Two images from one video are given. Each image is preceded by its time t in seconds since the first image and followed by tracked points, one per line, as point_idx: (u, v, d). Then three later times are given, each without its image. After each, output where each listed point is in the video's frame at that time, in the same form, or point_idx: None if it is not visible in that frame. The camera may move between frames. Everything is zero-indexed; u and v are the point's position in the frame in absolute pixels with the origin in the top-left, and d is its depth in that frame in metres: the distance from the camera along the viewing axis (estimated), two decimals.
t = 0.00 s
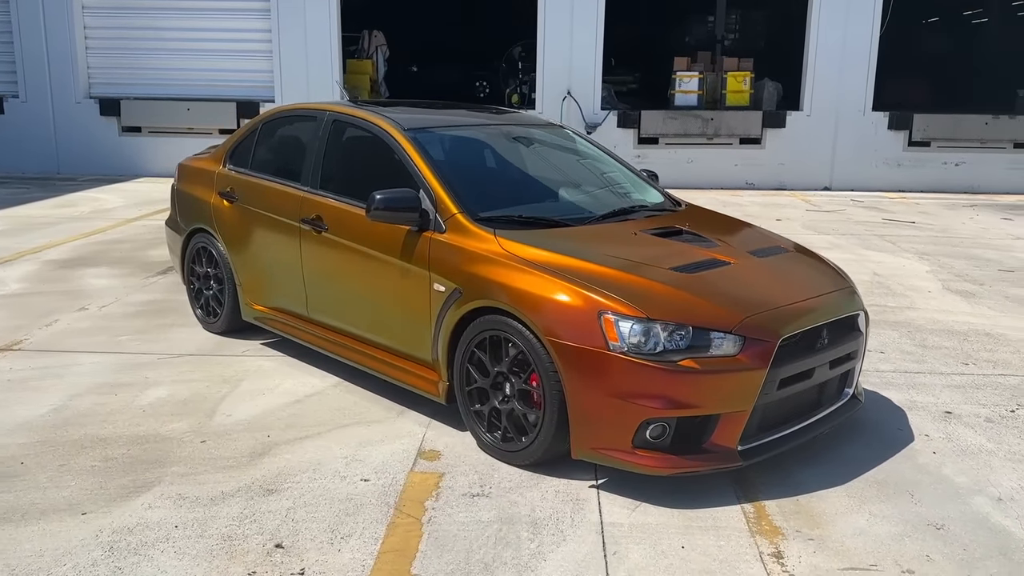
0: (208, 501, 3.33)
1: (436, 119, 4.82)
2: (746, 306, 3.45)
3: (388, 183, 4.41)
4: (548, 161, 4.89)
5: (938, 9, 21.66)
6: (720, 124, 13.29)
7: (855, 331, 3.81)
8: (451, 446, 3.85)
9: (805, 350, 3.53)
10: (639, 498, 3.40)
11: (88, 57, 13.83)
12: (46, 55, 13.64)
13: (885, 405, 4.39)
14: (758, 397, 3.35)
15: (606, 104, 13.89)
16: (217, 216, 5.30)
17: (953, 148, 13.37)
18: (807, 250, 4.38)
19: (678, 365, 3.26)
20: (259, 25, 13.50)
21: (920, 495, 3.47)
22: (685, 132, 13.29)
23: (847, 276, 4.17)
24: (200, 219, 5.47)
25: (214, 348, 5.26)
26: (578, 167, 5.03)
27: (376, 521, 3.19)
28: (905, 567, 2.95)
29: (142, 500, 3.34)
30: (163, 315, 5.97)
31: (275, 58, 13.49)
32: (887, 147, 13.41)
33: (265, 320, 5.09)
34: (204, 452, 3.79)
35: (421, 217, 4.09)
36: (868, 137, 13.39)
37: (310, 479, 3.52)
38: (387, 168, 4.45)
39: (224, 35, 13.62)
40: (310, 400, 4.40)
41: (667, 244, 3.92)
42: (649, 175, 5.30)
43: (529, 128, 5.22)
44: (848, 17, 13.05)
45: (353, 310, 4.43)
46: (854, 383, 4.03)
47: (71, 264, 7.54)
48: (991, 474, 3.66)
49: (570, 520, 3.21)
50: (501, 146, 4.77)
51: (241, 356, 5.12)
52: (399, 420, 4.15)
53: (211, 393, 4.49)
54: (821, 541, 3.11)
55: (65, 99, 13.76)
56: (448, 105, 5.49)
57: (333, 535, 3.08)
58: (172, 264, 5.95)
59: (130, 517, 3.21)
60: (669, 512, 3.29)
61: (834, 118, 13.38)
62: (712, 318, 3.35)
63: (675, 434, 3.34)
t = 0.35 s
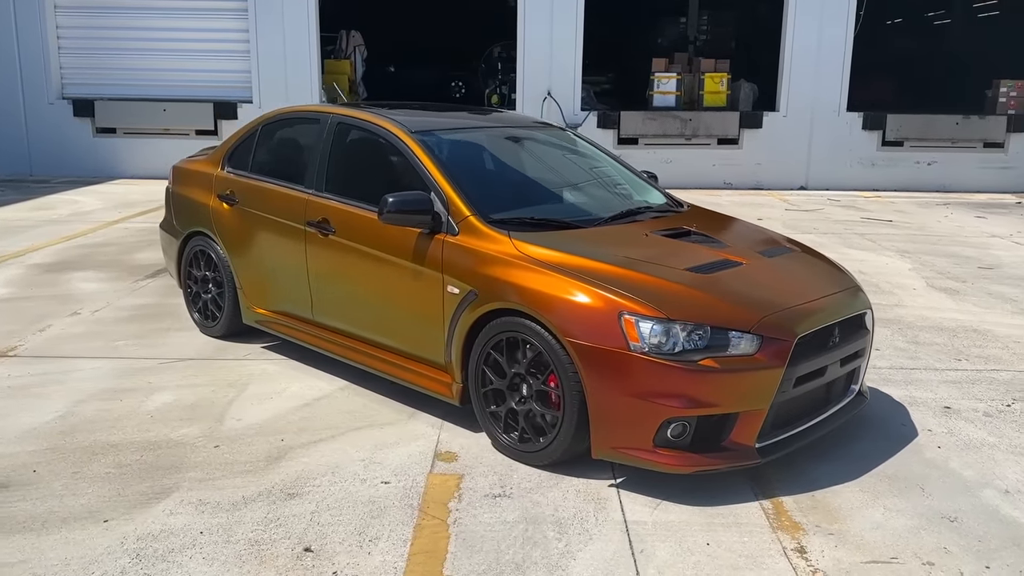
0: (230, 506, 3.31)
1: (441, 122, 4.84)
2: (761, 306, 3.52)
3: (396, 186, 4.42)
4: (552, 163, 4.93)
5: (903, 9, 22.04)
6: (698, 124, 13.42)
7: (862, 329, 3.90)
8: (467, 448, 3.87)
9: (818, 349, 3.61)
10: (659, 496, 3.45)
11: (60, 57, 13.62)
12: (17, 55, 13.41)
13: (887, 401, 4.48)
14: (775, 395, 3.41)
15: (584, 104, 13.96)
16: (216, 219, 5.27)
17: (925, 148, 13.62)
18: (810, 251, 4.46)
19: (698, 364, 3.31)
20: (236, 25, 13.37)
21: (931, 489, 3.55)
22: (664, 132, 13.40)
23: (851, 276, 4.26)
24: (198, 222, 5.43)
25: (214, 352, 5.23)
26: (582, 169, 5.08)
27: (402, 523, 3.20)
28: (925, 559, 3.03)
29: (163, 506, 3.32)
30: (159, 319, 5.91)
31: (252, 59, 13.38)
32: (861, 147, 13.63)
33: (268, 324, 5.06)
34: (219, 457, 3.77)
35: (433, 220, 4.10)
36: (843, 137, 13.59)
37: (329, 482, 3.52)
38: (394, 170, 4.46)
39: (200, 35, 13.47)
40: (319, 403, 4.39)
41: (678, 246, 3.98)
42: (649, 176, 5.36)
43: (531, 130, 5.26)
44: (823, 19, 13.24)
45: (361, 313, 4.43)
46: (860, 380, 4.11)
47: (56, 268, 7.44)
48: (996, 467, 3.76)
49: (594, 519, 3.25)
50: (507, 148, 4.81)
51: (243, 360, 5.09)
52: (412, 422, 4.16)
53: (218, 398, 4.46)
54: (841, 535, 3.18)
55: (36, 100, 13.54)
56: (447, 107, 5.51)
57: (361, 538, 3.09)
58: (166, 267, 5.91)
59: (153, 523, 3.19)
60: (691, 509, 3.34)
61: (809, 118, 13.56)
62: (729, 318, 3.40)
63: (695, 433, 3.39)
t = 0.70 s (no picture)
0: (243, 512, 3.28)
1: (439, 123, 4.83)
2: (769, 304, 3.56)
3: (396, 187, 4.40)
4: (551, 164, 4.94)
5: (867, 12, 22.43)
6: (674, 125, 13.52)
7: (864, 326, 3.96)
8: (475, 450, 3.87)
9: (825, 347, 3.66)
10: (672, 494, 3.47)
11: (27, 56, 13.35)
12: None
13: (883, 398, 4.54)
14: (785, 392, 3.45)
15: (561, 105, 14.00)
16: (209, 222, 5.21)
17: (896, 147, 13.87)
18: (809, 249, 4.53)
19: (711, 363, 3.33)
20: (209, 25, 13.22)
21: (934, 483, 3.61)
22: (640, 133, 13.48)
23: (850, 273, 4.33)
24: (189, 226, 5.36)
25: (208, 356, 5.16)
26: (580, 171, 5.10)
27: (419, 526, 3.19)
28: (938, 552, 3.08)
29: (173, 513, 3.27)
30: (147, 324, 5.82)
31: (226, 59, 13.23)
32: (833, 146, 13.83)
33: (264, 327, 5.01)
34: (225, 462, 3.73)
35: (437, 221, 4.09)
36: (815, 137, 13.78)
37: (340, 486, 3.50)
38: (394, 172, 4.44)
39: (172, 35, 13.30)
40: (320, 406, 4.36)
41: (682, 246, 4.02)
42: (645, 176, 5.40)
43: (528, 130, 5.27)
44: (796, 20, 13.41)
45: (363, 315, 4.41)
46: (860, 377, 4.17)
47: (35, 272, 7.30)
48: (995, 461, 3.83)
49: (610, 519, 3.26)
50: (508, 152, 4.82)
51: (239, 364, 5.03)
52: (416, 424, 4.15)
53: (217, 403, 4.41)
54: (853, 530, 3.22)
55: (4, 100, 13.28)
56: (440, 108, 5.50)
57: (379, 542, 3.08)
58: (154, 270, 5.83)
59: (165, 531, 3.14)
60: (704, 507, 3.37)
61: (783, 119, 13.73)
62: (740, 317, 3.44)
63: (707, 431, 3.42)
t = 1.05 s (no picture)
0: (261, 516, 3.22)
1: (441, 121, 4.79)
2: (784, 300, 3.59)
3: (401, 185, 4.36)
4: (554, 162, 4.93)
5: (832, 13, 22.78)
6: (650, 124, 13.59)
7: (872, 321, 4.01)
8: (488, 450, 3.85)
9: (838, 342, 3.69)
10: (691, 491, 3.47)
11: None
12: None
13: (885, 392, 4.59)
14: (801, 388, 3.47)
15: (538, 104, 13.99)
16: (203, 223, 5.12)
17: (868, 146, 14.08)
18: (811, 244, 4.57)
19: (730, 359, 3.34)
20: (181, 22, 13.01)
21: (945, 475, 3.66)
22: (618, 132, 13.53)
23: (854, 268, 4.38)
24: (182, 226, 5.27)
25: (204, 359, 5.08)
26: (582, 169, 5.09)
27: (443, 527, 3.16)
28: (958, 542, 3.12)
29: (189, 518, 3.21)
30: (137, 326, 5.71)
31: (199, 57, 13.04)
32: (807, 144, 13.99)
33: (262, 329, 4.94)
34: (236, 465, 3.66)
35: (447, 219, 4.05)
36: (789, 136, 13.94)
37: (357, 487, 3.46)
38: (399, 170, 4.39)
39: (143, 32, 13.07)
40: (325, 408, 4.31)
41: (691, 242, 4.04)
42: (645, 175, 5.41)
43: (528, 129, 5.25)
44: (770, 20, 13.55)
45: (367, 315, 4.35)
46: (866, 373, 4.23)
47: (13, 275, 7.13)
48: (1000, 452, 3.89)
49: (633, 516, 3.26)
50: (511, 150, 4.79)
51: (237, 366, 4.95)
52: (425, 424, 4.11)
53: (219, 405, 4.33)
54: (873, 522, 3.25)
55: None
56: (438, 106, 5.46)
57: (404, 543, 3.04)
58: (143, 271, 5.71)
59: (184, 536, 3.08)
60: (724, 503, 3.38)
61: (758, 117, 13.86)
62: (756, 312, 3.46)
63: (726, 428, 3.43)
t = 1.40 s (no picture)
0: (283, 521, 3.19)
1: (444, 122, 4.77)
2: (798, 299, 3.63)
3: (407, 185, 4.33)
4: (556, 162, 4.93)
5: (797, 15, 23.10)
6: (627, 124, 13.65)
7: (878, 318, 4.08)
8: (503, 451, 3.84)
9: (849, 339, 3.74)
10: (709, 489, 3.50)
11: None
12: None
13: (885, 388, 4.66)
14: (817, 385, 3.52)
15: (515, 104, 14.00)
16: (199, 225, 5.04)
17: (840, 145, 14.30)
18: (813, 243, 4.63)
19: (749, 358, 3.37)
20: (152, 21, 12.80)
21: (955, 468, 3.72)
22: (595, 132, 13.59)
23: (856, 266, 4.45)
24: (177, 229, 5.18)
25: (201, 363, 5.01)
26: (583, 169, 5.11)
27: (468, 529, 3.15)
28: (975, 535, 3.17)
29: (209, 525, 3.16)
30: (129, 331, 5.61)
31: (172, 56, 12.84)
32: (781, 144, 14.16)
33: (263, 332, 4.88)
34: (250, 470, 3.62)
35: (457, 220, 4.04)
36: (763, 136, 14.09)
37: (376, 491, 3.44)
38: (406, 170, 4.36)
39: (114, 32, 12.85)
40: (333, 411, 4.27)
41: (701, 242, 4.07)
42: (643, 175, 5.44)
43: (529, 129, 5.25)
44: (744, 21, 13.69)
45: (374, 317, 4.32)
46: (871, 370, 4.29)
47: None
48: (1004, 445, 3.97)
49: (656, 515, 3.27)
50: (514, 149, 4.78)
51: (236, 370, 4.89)
52: (436, 426, 4.09)
53: (224, 410, 4.27)
54: (891, 516, 3.30)
55: None
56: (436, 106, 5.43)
57: (431, 546, 3.03)
58: (134, 275, 5.61)
59: (207, 544, 3.04)
60: (743, 500, 3.41)
61: (732, 117, 13.99)
62: (772, 311, 3.49)
63: (744, 426, 3.46)
